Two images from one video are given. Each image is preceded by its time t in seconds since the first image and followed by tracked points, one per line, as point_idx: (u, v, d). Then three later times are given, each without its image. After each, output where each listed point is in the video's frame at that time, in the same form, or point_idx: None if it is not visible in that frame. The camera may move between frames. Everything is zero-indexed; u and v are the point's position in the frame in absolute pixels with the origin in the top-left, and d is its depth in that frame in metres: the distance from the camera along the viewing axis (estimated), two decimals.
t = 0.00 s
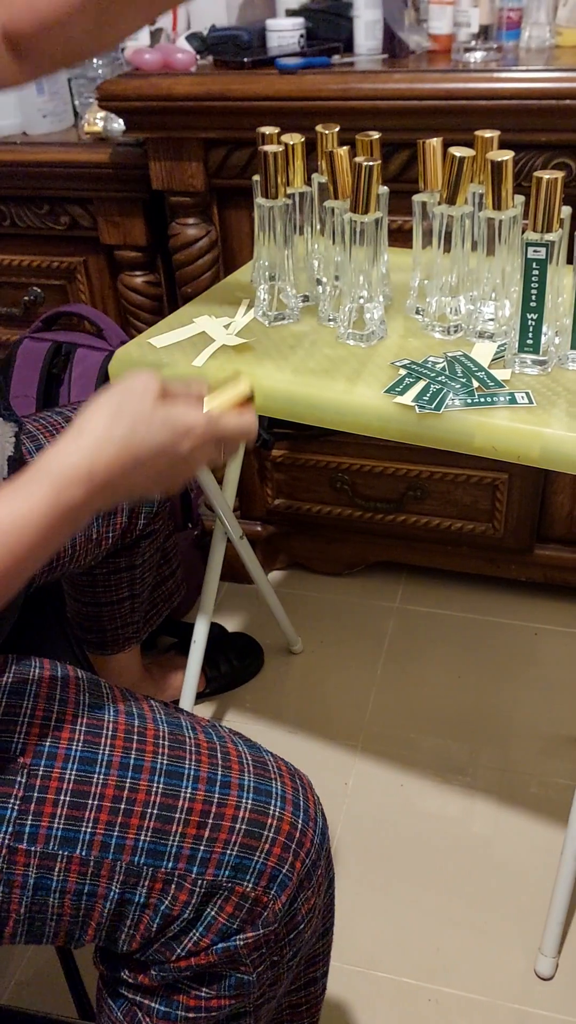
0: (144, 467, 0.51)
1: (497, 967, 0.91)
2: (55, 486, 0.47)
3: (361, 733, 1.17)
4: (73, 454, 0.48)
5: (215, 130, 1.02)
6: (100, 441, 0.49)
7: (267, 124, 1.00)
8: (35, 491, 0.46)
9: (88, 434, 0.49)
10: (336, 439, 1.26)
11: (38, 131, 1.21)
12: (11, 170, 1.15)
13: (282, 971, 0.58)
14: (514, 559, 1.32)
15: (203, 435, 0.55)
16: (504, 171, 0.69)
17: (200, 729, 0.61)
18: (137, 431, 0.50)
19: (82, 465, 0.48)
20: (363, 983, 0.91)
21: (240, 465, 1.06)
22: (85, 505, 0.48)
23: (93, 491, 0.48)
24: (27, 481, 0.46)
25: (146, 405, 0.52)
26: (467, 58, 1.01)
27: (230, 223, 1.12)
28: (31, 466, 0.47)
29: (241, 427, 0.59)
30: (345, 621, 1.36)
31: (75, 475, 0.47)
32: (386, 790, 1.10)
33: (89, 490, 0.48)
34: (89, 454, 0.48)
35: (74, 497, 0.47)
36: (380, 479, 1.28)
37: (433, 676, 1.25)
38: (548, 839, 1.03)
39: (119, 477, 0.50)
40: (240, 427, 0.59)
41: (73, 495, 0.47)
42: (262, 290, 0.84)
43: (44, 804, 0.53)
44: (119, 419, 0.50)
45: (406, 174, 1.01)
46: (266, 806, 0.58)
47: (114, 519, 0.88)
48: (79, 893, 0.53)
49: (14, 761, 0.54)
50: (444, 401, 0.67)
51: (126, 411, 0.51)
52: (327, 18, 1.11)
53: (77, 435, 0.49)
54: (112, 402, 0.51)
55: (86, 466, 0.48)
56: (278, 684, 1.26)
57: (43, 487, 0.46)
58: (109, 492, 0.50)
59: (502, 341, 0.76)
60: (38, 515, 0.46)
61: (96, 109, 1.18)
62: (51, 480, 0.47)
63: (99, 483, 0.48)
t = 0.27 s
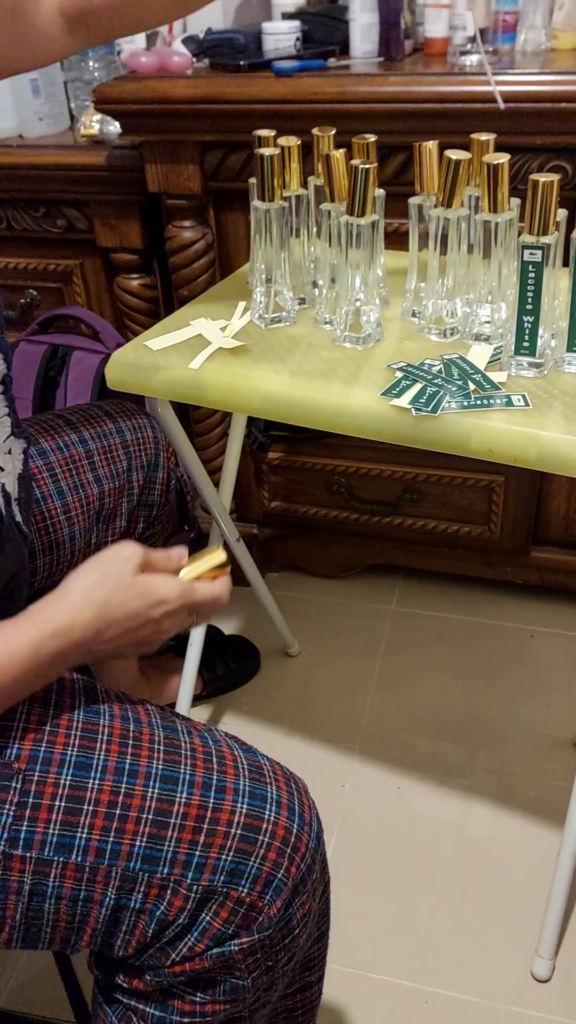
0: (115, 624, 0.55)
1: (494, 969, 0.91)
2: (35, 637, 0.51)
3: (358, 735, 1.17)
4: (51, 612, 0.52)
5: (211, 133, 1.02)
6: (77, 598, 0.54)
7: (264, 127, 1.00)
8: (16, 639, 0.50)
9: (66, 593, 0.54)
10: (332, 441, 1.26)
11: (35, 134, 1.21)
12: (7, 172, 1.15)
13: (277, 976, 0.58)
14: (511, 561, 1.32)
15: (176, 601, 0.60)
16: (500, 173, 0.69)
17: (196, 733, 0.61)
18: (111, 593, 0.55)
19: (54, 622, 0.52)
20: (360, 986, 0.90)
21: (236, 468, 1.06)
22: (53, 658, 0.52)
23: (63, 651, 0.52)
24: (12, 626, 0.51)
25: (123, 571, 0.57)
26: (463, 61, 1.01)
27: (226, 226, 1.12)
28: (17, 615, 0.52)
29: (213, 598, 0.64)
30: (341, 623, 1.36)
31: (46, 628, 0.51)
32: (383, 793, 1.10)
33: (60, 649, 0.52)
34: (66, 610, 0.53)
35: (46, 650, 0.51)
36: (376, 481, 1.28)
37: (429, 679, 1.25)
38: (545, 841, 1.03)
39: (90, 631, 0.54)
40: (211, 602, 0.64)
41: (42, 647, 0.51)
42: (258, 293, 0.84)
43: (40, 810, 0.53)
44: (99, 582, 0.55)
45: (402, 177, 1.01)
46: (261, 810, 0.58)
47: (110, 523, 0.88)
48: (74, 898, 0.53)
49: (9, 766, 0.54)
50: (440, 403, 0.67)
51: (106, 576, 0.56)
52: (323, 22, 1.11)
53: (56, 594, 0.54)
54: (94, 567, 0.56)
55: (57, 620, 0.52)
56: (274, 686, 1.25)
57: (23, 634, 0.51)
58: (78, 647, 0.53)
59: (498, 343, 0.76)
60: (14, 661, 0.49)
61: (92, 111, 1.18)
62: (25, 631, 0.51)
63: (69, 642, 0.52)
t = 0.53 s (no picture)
0: (130, 645, 0.58)
1: (493, 970, 0.91)
2: (55, 656, 0.54)
3: (357, 736, 1.17)
4: (71, 632, 0.56)
5: (209, 135, 1.02)
6: (94, 621, 0.57)
7: (262, 130, 1.00)
8: (39, 657, 0.53)
9: (86, 614, 0.57)
10: (331, 443, 1.26)
11: (33, 135, 1.21)
12: (5, 173, 1.15)
13: (278, 974, 0.58)
14: (509, 563, 1.32)
15: (190, 625, 0.63)
16: (499, 175, 0.69)
17: (197, 732, 0.61)
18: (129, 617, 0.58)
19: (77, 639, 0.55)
20: (359, 988, 0.90)
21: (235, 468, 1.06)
22: (74, 674, 0.55)
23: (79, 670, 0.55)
24: (35, 644, 0.54)
25: (138, 596, 0.60)
26: (461, 64, 1.01)
27: (225, 228, 1.12)
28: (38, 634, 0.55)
29: (224, 619, 0.68)
30: (340, 625, 1.36)
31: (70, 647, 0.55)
32: (382, 795, 1.10)
33: (77, 666, 0.55)
34: (83, 631, 0.56)
35: (66, 667, 0.54)
36: (375, 483, 1.28)
37: (428, 680, 1.25)
38: (544, 843, 1.03)
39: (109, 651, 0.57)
40: (222, 623, 0.67)
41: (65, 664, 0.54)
42: (256, 295, 0.84)
43: (42, 809, 0.53)
44: (115, 606, 0.58)
45: (400, 179, 1.01)
46: (263, 809, 0.58)
47: (111, 523, 0.88)
48: (76, 898, 0.53)
49: (12, 766, 0.54)
50: (439, 404, 0.67)
51: (121, 601, 0.59)
52: (321, 25, 1.11)
53: (76, 615, 0.57)
54: (111, 589, 0.59)
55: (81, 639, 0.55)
56: (273, 688, 1.25)
57: (45, 652, 0.54)
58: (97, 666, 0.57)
59: (497, 345, 0.76)
60: (38, 675, 0.53)
61: (90, 113, 1.18)
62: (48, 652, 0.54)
63: (87, 663, 0.56)
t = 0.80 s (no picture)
0: (131, 646, 0.58)
1: (491, 971, 0.91)
2: (57, 658, 0.54)
3: (354, 736, 1.17)
4: (74, 633, 0.56)
5: (207, 135, 1.02)
6: (97, 623, 0.57)
7: (259, 130, 1.00)
8: (41, 658, 0.53)
9: (87, 615, 0.57)
10: (328, 444, 1.26)
11: (31, 136, 1.21)
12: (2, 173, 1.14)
13: (277, 974, 0.58)
14: (507, 563, 1.32)
15: (193, 628, 0.63)
16: (496, 175, 0.69)
17: (196, 732, 0.61)
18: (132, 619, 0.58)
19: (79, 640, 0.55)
20: (357, 989, 0.90)
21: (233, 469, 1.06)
22: (76, 676, 0.55)
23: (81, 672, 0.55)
24: (37, 645, 0.54)
25: (140, 598, 0.60)
26: (459, 65, 1.01)
27: (222, 228, 1.12)
28: (41, 635, 0.55)
29: (225, 620, 0.68)
30: (338, 625, 1.36)
31: (70, 649, 0.55)
32: (380, 795, 1.10)
33: (79, 668, 0.55)
34: (86, 632, 0.56)
35: (68, 668, 0.54)
36: (373, 484, 1.28)
37: (425, 681, 1.25)
38: (542, 843, 1.03)
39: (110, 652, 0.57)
40: (223, 624, 0.67)
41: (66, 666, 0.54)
42: (254, 295, 0.83)
43: (41, 809, 0.53)
44: (118, 608, 0.58)
45: (398, 180, 1.01)
46: (262, 808, 0.57)
47: (109, 523, 0.88)
48: (75, 898, 0.53)
49: (10, 766, 0.54)
50: (437, 405, 0.67)
51: (124, 603, 0.59)
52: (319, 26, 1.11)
53: (78, 617, 0.57)
54: (114, 591, 0.59)
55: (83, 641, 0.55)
56: (271, 688, 1.25)
57: (47, 654, 0.54)
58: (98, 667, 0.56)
59: (495, 346, 0.76)
60: (40, 677, 0.52)
61: (87, 114, 1.18)
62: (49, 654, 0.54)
63: (89, 665, 0.56)
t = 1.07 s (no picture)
0: (128, 650, 0.58)
1: (487, 973, 0.91)
2: (55, 661, 0.54)
3: (351, 738, 1.17)
4: (71, 636, 0.56)
5: (203, 138, 1.02)
6: (94, 626, 0.57)
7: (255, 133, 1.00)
8: (38, 662, 0.53)
9: (85, 618, 0.57)
10: (324, 447, 1.26)
11: (27, 138, 1.21)
12: None
13: (272, 977, 0.58)
14: (503, 565, 1.32)
15: (191, 630, 0.63)
16: (492, 179, 0.69)
17: (191, 734, 0.61)
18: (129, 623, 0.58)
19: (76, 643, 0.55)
20: (353, 991, 0.90)
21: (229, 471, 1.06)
22: (73, 679, 0.55)
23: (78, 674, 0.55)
24: (34, 648, 0.54)
25: (138, 601, 0.60)
26: (455, 68, 1.02)
27: (219, 230, 1.12)
28: (38, 638, 0.55)
29: (224, 623, 0.68)
30: (334, 627, 1.36)
31: (68, 652, 0.54)
32: (377, 798, 1.09)
33: (76, 670, 0.55)
34: (82, 636, 0.56)
35: (65, 672, 0.54)
36: (369, 486, 1.28)
37: (422, 683, 1.25)
38: (539, 845, 1.03)
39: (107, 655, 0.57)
40: (222, 627, 0.67)
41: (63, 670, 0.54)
42: (250, 296, 0.84)
43: (36, 812, 0.53)
44: (115, 611, 0.58)
45: (394, 182, 1.01)
46: (257, 811, 0.57)
47: (105, 525, 0.88)
48: (70, 901, 0.53)
49: (5, 769, 0.54)
50: (433, 407, 0.67)
51: (120, 607, 0.59)
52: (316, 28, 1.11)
53: (76, 619, 0.57)
54: (112, 593, 0.59)
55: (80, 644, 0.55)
56: (267, 691, 1.25)
57: (45, 656, 0.54)
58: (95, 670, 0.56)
59: (491, 348, 0.76)
60: (36, 680, 0.52)
61: (84, 116, 1.18)
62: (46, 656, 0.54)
63: (86, 667, 0.56)
